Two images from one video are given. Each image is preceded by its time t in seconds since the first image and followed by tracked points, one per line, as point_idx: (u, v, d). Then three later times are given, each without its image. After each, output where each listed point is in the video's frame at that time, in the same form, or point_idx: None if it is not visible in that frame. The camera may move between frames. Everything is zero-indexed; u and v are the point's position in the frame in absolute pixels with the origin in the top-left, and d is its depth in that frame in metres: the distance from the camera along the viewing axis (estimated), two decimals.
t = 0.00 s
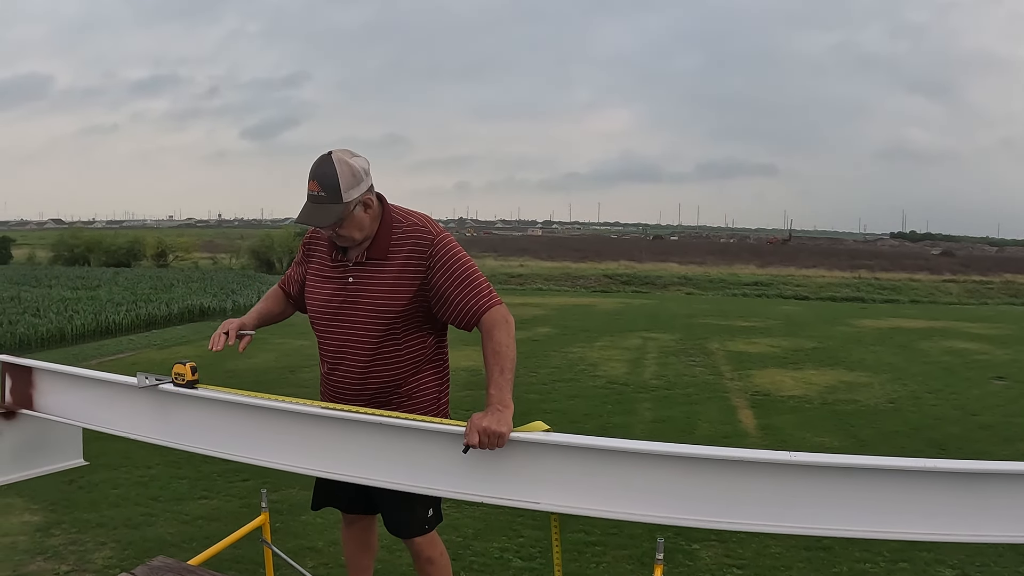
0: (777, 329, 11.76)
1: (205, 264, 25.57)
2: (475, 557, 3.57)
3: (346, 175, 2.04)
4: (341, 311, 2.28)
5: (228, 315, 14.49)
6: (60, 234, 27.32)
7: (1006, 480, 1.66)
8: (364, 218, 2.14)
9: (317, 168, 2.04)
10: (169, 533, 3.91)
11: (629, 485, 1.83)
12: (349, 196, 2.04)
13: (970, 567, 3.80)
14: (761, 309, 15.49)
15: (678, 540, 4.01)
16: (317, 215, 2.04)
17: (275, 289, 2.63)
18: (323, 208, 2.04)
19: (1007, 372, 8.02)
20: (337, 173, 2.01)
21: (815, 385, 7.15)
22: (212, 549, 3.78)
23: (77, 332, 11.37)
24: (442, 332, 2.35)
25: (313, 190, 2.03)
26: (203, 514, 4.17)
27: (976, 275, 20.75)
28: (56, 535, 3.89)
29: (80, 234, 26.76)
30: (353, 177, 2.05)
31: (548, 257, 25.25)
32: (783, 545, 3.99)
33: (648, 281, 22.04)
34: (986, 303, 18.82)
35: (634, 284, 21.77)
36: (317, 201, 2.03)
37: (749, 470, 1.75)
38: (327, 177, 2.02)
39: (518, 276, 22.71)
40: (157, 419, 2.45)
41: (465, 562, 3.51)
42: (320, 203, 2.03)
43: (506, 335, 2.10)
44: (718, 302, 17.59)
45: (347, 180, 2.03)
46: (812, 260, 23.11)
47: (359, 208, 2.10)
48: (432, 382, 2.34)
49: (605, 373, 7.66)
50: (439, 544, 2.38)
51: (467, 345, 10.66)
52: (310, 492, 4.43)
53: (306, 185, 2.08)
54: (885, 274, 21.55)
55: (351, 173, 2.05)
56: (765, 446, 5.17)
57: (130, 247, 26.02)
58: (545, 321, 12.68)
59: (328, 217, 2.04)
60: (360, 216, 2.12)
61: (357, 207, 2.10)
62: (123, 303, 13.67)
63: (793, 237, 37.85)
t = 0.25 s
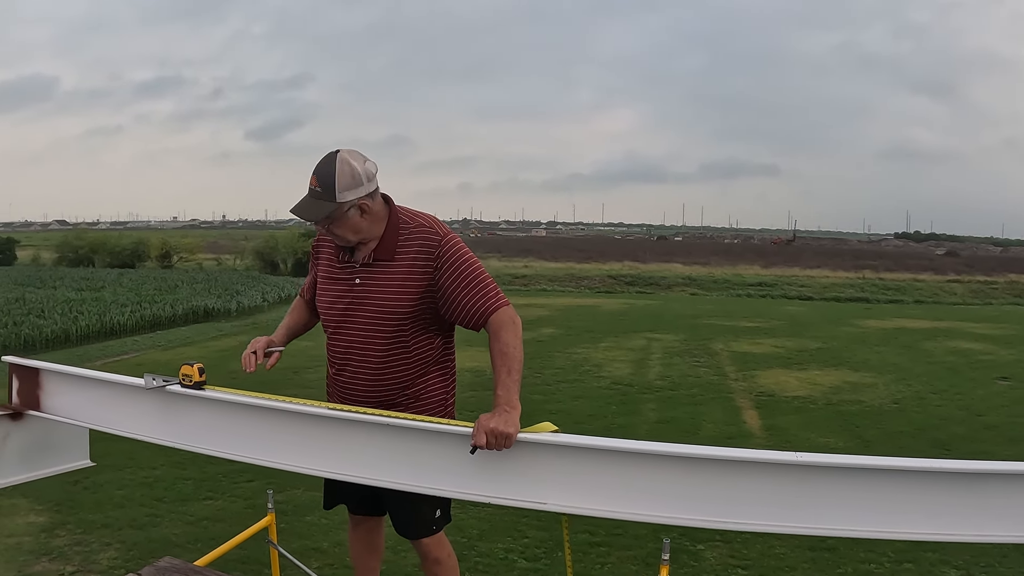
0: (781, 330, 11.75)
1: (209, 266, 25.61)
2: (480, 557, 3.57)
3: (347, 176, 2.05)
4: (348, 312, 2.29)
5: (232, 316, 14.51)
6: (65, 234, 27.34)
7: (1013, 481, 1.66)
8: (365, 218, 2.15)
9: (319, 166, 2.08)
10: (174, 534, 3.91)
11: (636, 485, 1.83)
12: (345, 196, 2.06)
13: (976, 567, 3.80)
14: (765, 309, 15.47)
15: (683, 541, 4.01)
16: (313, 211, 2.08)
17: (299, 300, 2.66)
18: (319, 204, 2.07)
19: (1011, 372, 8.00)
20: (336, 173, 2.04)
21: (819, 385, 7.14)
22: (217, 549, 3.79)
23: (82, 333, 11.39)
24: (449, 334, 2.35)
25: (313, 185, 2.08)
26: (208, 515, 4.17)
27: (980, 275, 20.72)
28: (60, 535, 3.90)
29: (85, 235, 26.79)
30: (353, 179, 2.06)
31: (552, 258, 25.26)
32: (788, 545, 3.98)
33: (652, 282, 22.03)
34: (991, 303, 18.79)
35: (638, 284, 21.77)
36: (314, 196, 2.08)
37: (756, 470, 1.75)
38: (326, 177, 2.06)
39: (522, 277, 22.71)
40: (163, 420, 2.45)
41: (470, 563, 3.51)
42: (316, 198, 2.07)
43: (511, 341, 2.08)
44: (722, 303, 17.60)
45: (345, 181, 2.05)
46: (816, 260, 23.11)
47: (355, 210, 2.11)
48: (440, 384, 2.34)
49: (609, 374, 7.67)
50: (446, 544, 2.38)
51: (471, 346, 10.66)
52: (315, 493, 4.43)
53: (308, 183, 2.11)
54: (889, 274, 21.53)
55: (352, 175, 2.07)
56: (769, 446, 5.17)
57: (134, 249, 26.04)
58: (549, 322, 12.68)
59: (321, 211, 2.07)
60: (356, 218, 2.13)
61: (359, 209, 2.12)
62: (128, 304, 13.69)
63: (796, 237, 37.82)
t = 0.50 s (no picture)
0: (786, 330, 11.73)
1: (214, 266, 25.61)
2: (485, 558, 3.57)
3: (344, 174, 2.06)
4: (353, 313, 2.29)
5: (237, 317, 14.53)
6: (70, 236, 27.37)
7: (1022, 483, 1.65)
8: (364, 217, 2.15)
9: (318, 163, 2.09)
10: (179, 535, 3.92)
11: (641, 487, 1.83)
12: (338, 193, 2.06)
13: (981, 569, 3.79)
14: (770, 310, 15.44)
15: (688, 542, 4.00)
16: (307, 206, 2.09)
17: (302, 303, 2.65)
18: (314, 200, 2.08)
19: (1017, 373, 7.99)
20: (332, 170, 2.05)
21: (824, 386, 7.13)
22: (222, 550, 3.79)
23: (87, 334, 11.41)
24: (454, 335, 2.34)
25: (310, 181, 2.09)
26: (213, 516, 4.18)
27: (985, 275, 20.66)
28: (66, 536, 3.91)
29: (90, 236, 26.81)
30: (348, 177, 2.06)
31: (557, 258, 25.25)
32: (793, 547, 3.98)
33: (657, 282, 22.01)
34: (996, 304, 18.73)
35: (643, 285, 21.74)
36: (309, 192, 2.08)
37: (763, 472, 1.75)
38: (323, 174, 2.06)
39: (527, 278, 22.70)
40: (169, 421, 2.46)
41: (475, 563, 3.51)
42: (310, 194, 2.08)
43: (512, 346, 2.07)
44: (727, 303, 17.58)
45: (341, 179, 2.06)
46: (821, 261, 23.07)
47: (349, 208, 2.11)
48: (445, 386, 2.33)
49: (614, 375, 7.66)
50: (452, 546, 2.39)
51: (476, 347, 10.66)
52: (320, 494, 4.44)
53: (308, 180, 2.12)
54: (894, 275, 21.48)
55: (350, 174, 2.07)
56: (774, 447, 5.16)
57: (139, 250, 26.06)
58: (553, 323, 12.68)
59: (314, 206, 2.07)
60: (350, 216, 2.13)
61: (360, 206, 2.12)
62: (133, 305, 13.72)
63: (802, 237, 37.76)
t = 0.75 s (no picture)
0: (791, 330, 11.71)
1: (219, 267, 25.65)
2: (490, 559, 3.58)
3: (340, 177, 2.05)
4: (356, 314, 2.29)
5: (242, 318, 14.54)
6: (76, 237, 27.42)
7: None
8: (364, 218, 2.15)
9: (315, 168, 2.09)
10: (184, 535, 3.92)
11: (646, 489, 1.83)
12: (336, 197, 2.06)
13: (987, 569, 3.79)
14: (775, 310, 15.42)
15: (693, 543, 4.00)
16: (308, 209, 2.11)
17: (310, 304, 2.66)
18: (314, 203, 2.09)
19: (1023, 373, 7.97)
20: (328, 174, 2.05)
21: (829, 386, 7.13)
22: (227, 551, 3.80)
23: (92, 335, 11.43)
24: (458, 336, 2.34)
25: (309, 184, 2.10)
26: (219, 516, 4.18)
27: (991, 275, 20.62)
28: (72, 536, 3.91)
29: (95, 237, 26.85)
30: (344, 179, 2.05)
31: (562, 259, 25.25)
32: (799, 547, 3.98)
33: (662, 282, 22.01)
34: (1001, 304, 18.69)
35: (648, 285, 21.72)
36: (310, 197, 2.09)
37: (768, 473, 1.74)
38: (321, 179, 2.06)
39: (532, 279, 22.70)
40: (175, 423, 2.46)
41: (480, 564, 3.52)
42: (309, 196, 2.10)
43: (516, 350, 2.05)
44: (732, 304, 17.56)
45: (338, 183, 2.05)
46: (826, 261, 23.04)
47: (349, 211, 2.11)
48: (450, 386, 2.33)
49: (619, 375, 7.66)
50: (456, 547, 2.38)
51: (480, 348, 10.66)
52: (324, 494, 4.44)
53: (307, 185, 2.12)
54: (899, 275, 21.44)
55: (346, 176, 2.06)
56: (779, 448, 5.16)
57: (144, 250, 26.08)
58: (558, 323, 12.68)
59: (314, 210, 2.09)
60: (351, 218, 2.13)
61: (359, 205, 2.12)
62: (138, 306, 13.74)
63: (806, 237, 37.75)
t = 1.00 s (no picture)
0: (797, 331, 11.69)
1: (224, 267, 25.68)
2: (496, 559, 3.58)
3: (358, 176, 2.06)
4: (365, 316, 2.30)
5: (248, 318, 14.57)
6: (81, 237, 27.48)
7: None
8: (379, 218, 2.16)
9: (330, 172, 2.09)
10: (190, 536, 3.93)
11: (652, 490, 1.83)
12: (360, 195, 2.07)
13: (992, 570, 3.78)
14: (780, 310, 15.40)
15: (698, 543, 4.00)
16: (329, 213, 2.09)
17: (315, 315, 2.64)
18: (335, 208, 2.08)
19: None
20: (348, 174, 2.05)
21: (835, 386, 7.12)
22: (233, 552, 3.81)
23: (98, 335, 11.46)
24: (466, 339, 2.33)
25: (327, 191, 2.09)
26: (224, 517, 4.19)
27: (996, 275, 20.57)
28: (78, 536, 3.92)
29: (100, 238, 26.92)
30: (364, 176, 2.07)
31: (567, 259, 25.25)
32: (804, 548, 3.97)
33: (667, 282, 22.00)
34: (1007, 304, 18.64)
35: (653, 285, 21.71)
36: (330, 202, 2.08)
37: (774, 474, 1.74)
38: (340, 181, 2.06)
39: (537, 279, 22.70)
40: (183, 423, 2.46)
41: (486, 564, 3.52)
42: (330, 202, 2.08)
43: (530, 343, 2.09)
44: (737, 304, 17.54)
45: (359, 181, 2.06)
46: (831, 261, 23.01)
47: (371, 208, 2.13)
48: (459, 390, 2.32)
49: (625, 375, 7.67)
50: (463, 548, 2.39)
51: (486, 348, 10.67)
52: (330, 495, 4.45)
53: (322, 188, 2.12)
54: (904, 275, 21.41)
55: (364, 175, 2.08)
56: (785, 448, 5.15)
57: (150, 251, 26.12)
58: (563, 323, 12.68)
59: (341, 214, 2.08)
60: (373, 216, 2.14)
61: (375, 205, 2.13)
62: (144, 306, 13.78)
63: (811, 237, 37.72)
